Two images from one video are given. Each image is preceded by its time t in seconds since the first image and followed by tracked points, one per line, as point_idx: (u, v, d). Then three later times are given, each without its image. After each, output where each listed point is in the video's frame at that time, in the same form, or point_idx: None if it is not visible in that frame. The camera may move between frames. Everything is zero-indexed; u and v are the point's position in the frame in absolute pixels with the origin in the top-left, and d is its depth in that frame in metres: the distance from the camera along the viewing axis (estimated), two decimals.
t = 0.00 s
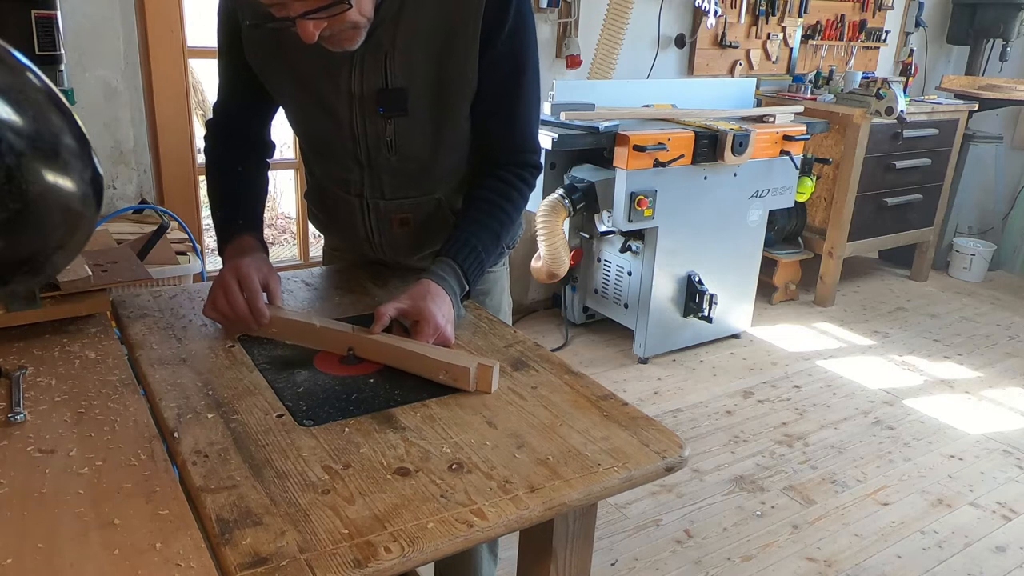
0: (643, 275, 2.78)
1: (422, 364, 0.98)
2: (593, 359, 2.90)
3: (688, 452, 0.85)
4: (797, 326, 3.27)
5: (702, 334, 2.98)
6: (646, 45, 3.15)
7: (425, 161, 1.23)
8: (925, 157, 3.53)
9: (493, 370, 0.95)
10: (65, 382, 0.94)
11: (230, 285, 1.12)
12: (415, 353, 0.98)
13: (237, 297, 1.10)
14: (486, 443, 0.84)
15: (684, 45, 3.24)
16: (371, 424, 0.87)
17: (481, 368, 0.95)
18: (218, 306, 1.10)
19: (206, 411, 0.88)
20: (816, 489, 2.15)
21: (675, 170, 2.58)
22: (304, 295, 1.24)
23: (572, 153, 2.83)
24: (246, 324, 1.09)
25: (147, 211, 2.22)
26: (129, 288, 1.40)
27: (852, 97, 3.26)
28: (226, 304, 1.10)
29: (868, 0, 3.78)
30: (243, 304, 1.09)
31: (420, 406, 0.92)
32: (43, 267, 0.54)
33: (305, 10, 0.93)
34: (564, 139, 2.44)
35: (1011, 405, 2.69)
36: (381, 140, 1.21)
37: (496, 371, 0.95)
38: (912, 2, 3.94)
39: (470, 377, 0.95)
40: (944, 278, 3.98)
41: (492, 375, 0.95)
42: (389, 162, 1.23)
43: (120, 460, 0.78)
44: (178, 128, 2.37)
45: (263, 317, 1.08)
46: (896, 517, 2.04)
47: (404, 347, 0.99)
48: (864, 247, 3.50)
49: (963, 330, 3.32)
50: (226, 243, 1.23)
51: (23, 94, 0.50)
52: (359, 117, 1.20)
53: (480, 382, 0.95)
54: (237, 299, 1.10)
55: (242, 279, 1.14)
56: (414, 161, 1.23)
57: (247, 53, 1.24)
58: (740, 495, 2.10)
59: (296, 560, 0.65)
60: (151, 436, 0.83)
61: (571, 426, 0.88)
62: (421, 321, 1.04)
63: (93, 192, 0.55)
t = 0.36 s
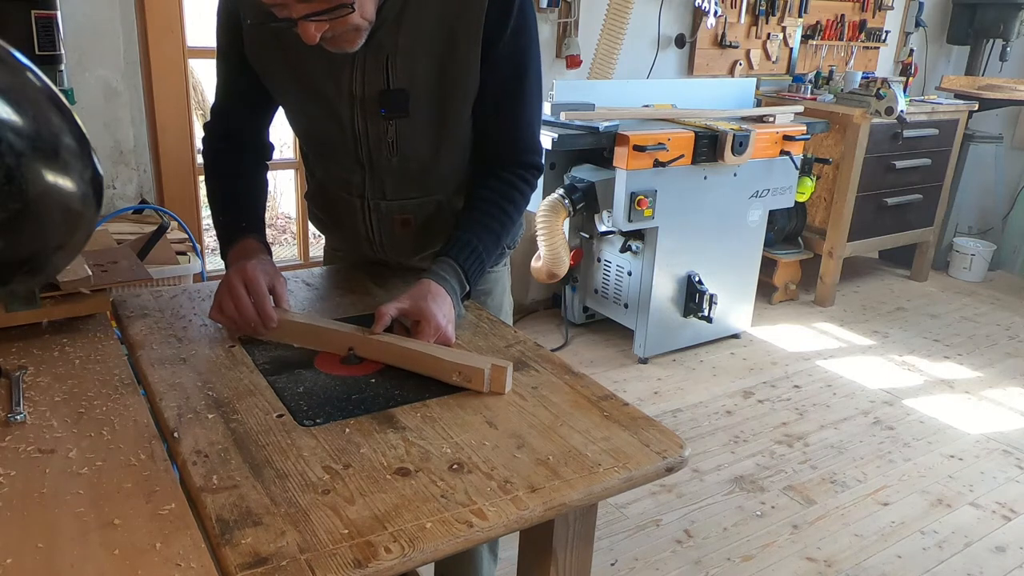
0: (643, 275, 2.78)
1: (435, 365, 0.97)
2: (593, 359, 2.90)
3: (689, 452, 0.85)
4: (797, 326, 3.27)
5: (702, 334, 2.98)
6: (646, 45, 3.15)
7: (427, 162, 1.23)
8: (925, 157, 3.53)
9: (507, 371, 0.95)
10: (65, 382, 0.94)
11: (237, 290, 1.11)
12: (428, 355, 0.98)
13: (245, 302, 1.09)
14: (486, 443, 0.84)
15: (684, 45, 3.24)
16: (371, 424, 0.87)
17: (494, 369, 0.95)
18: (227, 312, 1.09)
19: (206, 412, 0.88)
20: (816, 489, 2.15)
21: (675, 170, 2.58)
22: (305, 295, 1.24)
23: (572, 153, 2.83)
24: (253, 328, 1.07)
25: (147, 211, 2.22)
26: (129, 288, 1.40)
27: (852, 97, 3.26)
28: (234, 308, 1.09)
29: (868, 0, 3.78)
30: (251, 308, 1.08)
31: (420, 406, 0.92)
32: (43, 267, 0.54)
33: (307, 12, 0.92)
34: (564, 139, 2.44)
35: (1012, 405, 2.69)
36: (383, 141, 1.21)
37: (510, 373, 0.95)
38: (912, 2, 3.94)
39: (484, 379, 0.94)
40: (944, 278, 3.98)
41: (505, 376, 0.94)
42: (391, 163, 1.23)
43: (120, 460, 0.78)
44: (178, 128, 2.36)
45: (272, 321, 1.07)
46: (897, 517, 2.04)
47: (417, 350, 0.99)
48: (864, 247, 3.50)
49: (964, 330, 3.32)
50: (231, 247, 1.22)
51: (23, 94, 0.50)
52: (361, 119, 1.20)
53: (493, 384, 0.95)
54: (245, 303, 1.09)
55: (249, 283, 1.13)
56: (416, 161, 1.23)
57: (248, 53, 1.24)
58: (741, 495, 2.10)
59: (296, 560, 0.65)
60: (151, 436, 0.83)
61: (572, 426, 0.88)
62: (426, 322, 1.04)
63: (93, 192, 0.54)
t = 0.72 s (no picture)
0: (643, 275, 2.78)
1: (446, 367, 0.97)
2: (593, 359, 2.90)
3: (689, 452, 0.85)
4: (797, 326, 3.27)
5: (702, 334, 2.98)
6: (646, 45, 3.15)
7: (429, 162, 1.23)
8: (925, 157, 3.53)
9: (523, 372, 0.94)
10: (65, 382, 0.94)
11: (246, 292, 1.10)
12: (432, 355, 0.98)
13: (257, 305, 1.08)
14: (486, 443, 0.84)
15: (684, 45, 3.24)
16: (371, 424, 0.87)
17: (510, 371, 0.94)
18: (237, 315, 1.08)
19: (206, 412, 0.88)
20: (817, 489, 2.15)
21: (675, 170, 2.58)
22: (306, 295, 1.24)
23: (573, 153, 2.83)
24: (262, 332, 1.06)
25: (147, 211, 2.22)
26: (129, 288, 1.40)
27: (852, 97, 3.26)
28: (243, 311, 1.08)
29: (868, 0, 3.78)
30: (261, 311, 1.07)
31: (420, 406, 0.92)
32: (43, 267, 0.54)
33: (313, 14, 0.92)
34: (564, 139, 2.44)
35: (1012, 405, 2.69)
36: (385, 142, 1.21)
37: (525, 375, 0.95)
38: (912, 3, 3.94)
39: (500, 380, 0.94)
40: (944, 278, 3.98)
41: (521, 378, 0.94)
42: (393, 164, 1.23)
43: (119, 460, 0.78)
44: (178, 128, 2.36)
45: (283, 325, 1.06)
46: (897, 517, 2.04)
47: (427, 351, 0.98)
48: (864, 247, 3.50)
49: (964, 330, 3.32)
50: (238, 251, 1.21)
51: (24, 94, 0.50)
52: (364, 120, 1.20)
53: (509, 386, 0.95)
54: (255, 306, 1.07)
55: (259, 286, 1.12)
56: (418, 162, 1.23)
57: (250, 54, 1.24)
58: (741, 495, 2.10)
59: (296, 560, 0.65)
60: (151, 436, 0.83)
61: (572, 426, 0.88)
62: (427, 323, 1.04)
63: (93, 192, 0.54)
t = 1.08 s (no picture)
0: (643, 275, 2.78)
1: (456, 367, 0.97)
2: (593, 359, 2.90)
3: (689, 452, 0.85)
4: (797, 326, 3.27)
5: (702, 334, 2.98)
6: (646, 45, 3.15)
7: (430, 163, 1.23)
8: (925, 157, 3.53)
9: (539, 374, 0.95)
10: (65, 382, 0.94)
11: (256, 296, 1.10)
12: (438, 355, 0.98)
13: (268, 309, 1.08)
14: (486, 443, 0.84)
15: (684, 45, 3.24)
16: (372, 424, 0.87)
17: (526, 372, 0.95)
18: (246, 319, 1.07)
19: (206, 412, 0.88)
20: (817, 489, 2.15)
21: (675, 170, 2.58)
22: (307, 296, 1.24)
23: (573, 153, 2.83)
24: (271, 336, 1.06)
25: (147, 211, 2.22)
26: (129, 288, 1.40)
27: (852, 97, 3.26)
28: (253, 315, 1.08)
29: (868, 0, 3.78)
30: (272, 314, 1.07)
31: (420, 406, 0.92)
32: (43, 267, 0.54)
33: (317, 15, 0.92)
34: (564, 139, 2.44)
35: (1011, 405, 2.69)
36: (387, 143, 1.21)
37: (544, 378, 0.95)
38: (912, 3, 3.94)
39: (516, 382, 0.94)
40: (944, 278, 3.98)
41: (537, 380, 0.95)
42: (395, 164, 1.23)
43: (119, 460, 0.78)
44: (179, 128, 2.37)
45: (294, 328, 1.06)
46: (896, 517, 2.04)
47: (437, 351, 0.98)
48: (864, 247, 3.50)
49: (964, 331, 3.32)
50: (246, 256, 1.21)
51: (23, 94, 0.50)
52: (365, 121, 1.20)
53: (525, 387, 0.95)
54: (265, 309, 1.07)
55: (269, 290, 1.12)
56: (419, 163, 1.23)
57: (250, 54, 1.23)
58: (741, 495, 2.10)
59: (296, 560, 0.65)
60: (150, 436, 0.83)
61: (572, 426, 0.88)
62: (431, 324, 1.04)
63: (93, 192, 0.54)
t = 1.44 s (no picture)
0: (643, 275, 2.78)
1: (464, 367, 0.97)
2: (593, 359, 2.90)
3: (690, 453, 0.85)
4: (797, 326, 3.27)
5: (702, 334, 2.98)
6: (646, 45, 3.15)
7: (431, 164, 1.23)
8: (925, 157, 3.53)
9: (554, 375, 0.95)
10: (65, 382, 0.94)
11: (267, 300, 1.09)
12: (443, 355, 0.98)
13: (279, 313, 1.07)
14: (486, 443, 0.84)
15: (684, 45, 3.24)
16: (371, 424, 0.87)
17: (542, 374, 0.94)
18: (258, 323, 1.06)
19: (206, 412, 0.88)
20: (816, 489, 2.15)
21: (675, 170, 2.58)
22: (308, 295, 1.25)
23: (573, 153, 2.83)
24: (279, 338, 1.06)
25: (147, 211, 2.22)
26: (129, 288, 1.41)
27: (852, 97, 3.26)
28: (264, 318, 1.07)
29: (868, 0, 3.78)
30: (283, 317, 1.06)
31: (420, 406, 0.92)
32: (43, 267, 0.54)
33: (322, 17, 0.92)
34: (564, 139, 2.44)
35: (1012, 405, 2.69)
36: (388, 144, 1.21)
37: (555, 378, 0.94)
38: (912, 3, 3.94)
39: (531, 383, 0.94)
40: (944, 278, 3.98)
41: (553, 382, 0.94)
42: (396, 165, 1.23)
43: (119, 460, 0.78)
44: (179, 128, 2.37)
45: (305, 331, 1.05)
46: (896, 517, 2.04)
47: (446, 352, 0.98)
48: (864, 247, 3.50)
49: (964, 330, 3.32)
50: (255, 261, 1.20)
51: (24, 95, 0.50)
52: (367, 121, 1.20)
53: (540, 388, 0.95)
54: (277, 312, 1.07)
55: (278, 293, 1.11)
56: (421, 164, 1.23)
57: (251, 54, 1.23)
58: (741, 495, 2.10)
59: (296, 561, 0.65)
60: (151, 436, 0.83)
61: (573, 426, 0.88)
62: (433, 324, 1.04)
63: (93, 192, 0.54)
